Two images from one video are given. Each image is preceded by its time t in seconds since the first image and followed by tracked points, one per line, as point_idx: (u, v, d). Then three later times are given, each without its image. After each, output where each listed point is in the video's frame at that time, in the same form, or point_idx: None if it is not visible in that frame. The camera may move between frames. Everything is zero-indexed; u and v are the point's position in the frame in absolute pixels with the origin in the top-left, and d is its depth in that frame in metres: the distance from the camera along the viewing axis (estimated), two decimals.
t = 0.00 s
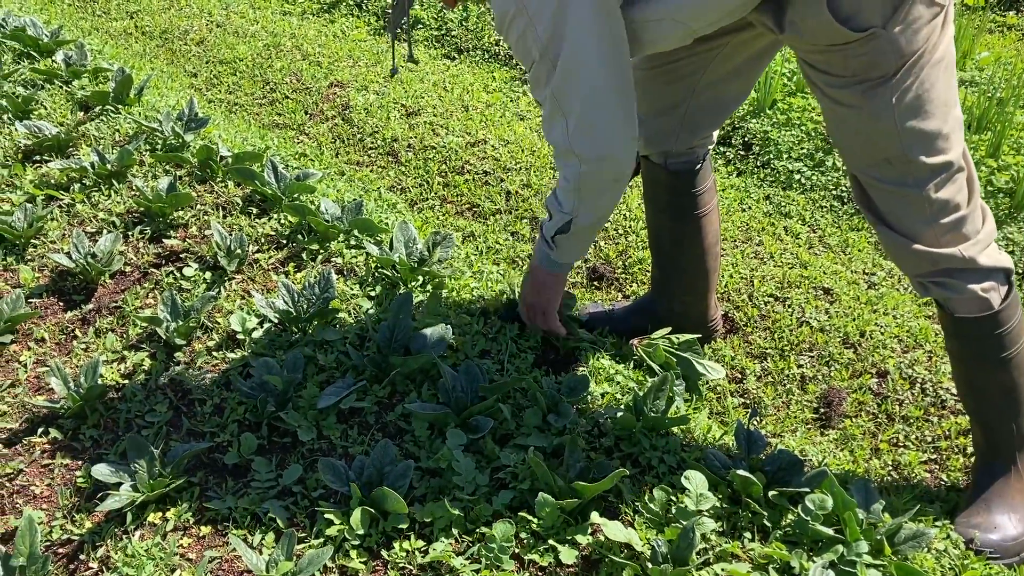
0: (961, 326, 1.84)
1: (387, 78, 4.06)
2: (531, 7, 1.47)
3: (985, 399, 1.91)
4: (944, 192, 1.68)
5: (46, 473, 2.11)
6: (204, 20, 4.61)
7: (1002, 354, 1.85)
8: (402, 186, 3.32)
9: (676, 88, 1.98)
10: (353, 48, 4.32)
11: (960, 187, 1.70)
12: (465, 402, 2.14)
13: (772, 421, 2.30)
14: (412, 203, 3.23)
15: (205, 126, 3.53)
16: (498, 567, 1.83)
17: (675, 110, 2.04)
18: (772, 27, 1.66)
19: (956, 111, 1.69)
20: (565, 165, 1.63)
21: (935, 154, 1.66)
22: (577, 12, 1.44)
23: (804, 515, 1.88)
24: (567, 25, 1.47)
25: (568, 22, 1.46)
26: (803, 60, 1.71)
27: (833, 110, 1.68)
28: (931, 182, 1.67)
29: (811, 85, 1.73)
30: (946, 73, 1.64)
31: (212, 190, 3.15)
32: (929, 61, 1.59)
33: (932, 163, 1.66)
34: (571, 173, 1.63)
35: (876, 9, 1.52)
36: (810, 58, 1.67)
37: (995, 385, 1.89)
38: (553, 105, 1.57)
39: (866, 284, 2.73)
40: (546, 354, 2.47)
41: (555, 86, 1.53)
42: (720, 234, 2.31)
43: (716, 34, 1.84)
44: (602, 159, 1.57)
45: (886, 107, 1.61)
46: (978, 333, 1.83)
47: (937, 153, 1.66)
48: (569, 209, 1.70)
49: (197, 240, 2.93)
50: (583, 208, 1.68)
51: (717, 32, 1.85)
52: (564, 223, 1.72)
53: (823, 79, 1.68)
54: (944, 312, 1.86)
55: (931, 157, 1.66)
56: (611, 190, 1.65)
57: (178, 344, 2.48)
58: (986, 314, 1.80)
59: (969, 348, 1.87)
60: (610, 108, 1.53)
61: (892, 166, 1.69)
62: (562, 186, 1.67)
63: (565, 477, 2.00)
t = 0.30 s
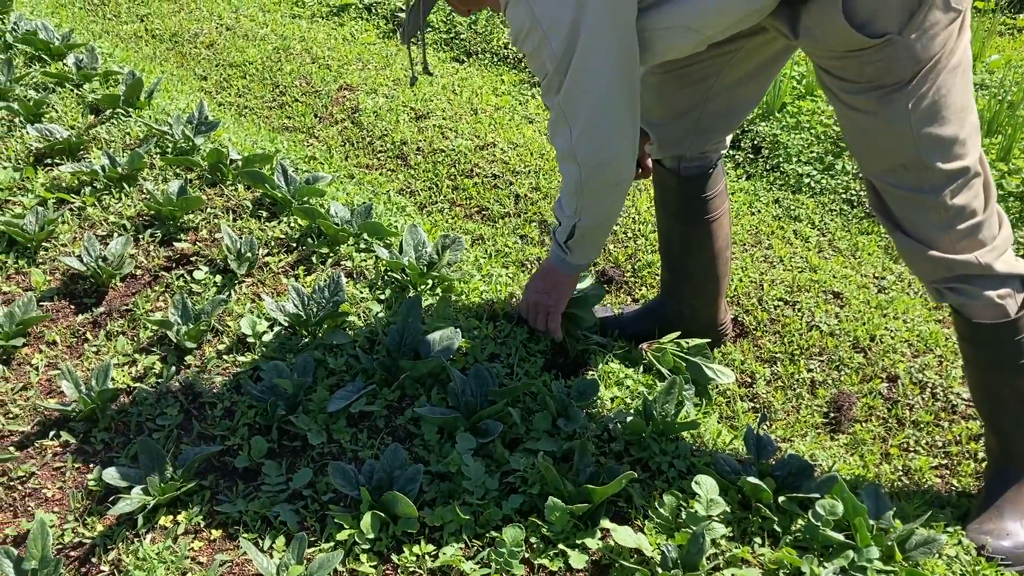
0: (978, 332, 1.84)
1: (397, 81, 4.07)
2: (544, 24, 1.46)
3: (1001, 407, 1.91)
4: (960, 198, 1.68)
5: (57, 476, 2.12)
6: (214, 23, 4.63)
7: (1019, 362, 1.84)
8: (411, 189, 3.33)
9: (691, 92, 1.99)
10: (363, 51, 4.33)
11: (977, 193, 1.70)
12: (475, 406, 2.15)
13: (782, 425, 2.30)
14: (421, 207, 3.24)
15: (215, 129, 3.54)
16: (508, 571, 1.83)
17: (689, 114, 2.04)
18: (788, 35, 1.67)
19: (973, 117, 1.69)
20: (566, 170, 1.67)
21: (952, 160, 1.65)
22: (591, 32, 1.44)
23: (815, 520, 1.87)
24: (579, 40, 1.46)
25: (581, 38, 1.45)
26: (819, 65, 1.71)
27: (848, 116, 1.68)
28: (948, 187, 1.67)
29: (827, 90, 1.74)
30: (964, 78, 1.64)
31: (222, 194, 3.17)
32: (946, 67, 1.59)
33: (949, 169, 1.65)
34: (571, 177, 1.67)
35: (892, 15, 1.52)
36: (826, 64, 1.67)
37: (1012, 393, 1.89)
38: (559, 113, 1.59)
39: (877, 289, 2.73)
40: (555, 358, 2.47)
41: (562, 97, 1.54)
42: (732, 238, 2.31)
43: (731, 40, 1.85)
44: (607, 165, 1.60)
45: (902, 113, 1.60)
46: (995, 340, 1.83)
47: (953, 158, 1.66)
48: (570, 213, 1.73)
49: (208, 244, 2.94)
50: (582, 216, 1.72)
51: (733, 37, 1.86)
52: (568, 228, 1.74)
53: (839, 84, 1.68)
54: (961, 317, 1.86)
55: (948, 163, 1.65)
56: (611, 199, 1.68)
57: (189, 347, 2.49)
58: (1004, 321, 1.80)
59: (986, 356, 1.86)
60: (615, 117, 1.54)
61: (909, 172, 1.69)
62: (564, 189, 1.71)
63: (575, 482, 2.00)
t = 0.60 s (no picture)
0: (994, 335, 1.83)
1: (404, 83, 4.07)
2: (561, 27, 1.45)
3: (1017, 411, 1.90)
4: (976, 201, 1.67)
5: (66, 479, 2.12)
6: (222, 25, 4.64)
7: None
8: (419, 191, 3.33)
9: (703, 94, 1.98)
10: (370, 53, 4.33)
11: (992, 196, 1.69)
12: (483, 410, 2.14)
13: (792, 429, 2.29)
14: (429, 209, 3.23)
15: (223, 132, 3.54)
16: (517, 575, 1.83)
17: (701, 117, 2.04)
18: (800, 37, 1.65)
19: (989, 119, 1.69)
20: (597, 175, 1.64)
21: (967, 163, 1.65)
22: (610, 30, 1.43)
23: (826, 524, 1.86)
24: (600, 40, 1.45)
25: (601, 37, 1.44)
26: (833, 66, 1.70)
27: (864, 118, 1.68)
28: (963, 190, 1.67)
29: (841, 92, 1.73)
30: (979, 80, 1.64)
31: (230, 196, 3.17)
32: (962, 69, 1.59)
33: (965, 172, 1.65)
34: (603, 182, 1.64)
35: (910, 16, 1.51)
36: (841, 65, 1.66)
37: None
38: (585, 119, 1.57)
39: (886, 292, 2.71)
40: (564, 361, 2.47)
41: (588, 100, 1.52)
42: (742, 242, 2.31)
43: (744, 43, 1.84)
44: (638, 165, 1.58)
45: (918, 115, 1.60)
46: (1010, 345, 1.82)
47: (969, 161, 1.65)
48: (602, 215, 1.71)
49: (216, 246, 2.94)
50: (616, 216, 1.70)
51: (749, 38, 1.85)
52: (602, 229, 1.72)
53: (854, 86, 1.67)
54: (976, 321, 1.85)
55: (963, 165, 1.65)
56: (643, 198, 1.67)
57: (197, 350, 2.49)
58: (1021, 325, 1.78)
59: (1001, 360, 1.85)
60: (641, 116, 1.53)
61: (925, 174, 1.68)
62: (594, 193, 1.69)
63: (584, 485, 1.99)
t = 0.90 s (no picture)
0: (1009, 342, 1.81)
1: (408, 85, 4.07)
2: (585, 10, 1.45)
3: None
4: (992, 205, 1.67)
5: (68, 483, 2.12)
6: (225, 27, 4.64)
7: None
8: (423, 194, 3.32)
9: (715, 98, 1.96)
10: (374, 55, 4.33)
11: (1009, 201, 1.69)
12: (487, 414, 2.13)
13: (797, 434, 2.27)
14: (432, 211, 3.22)
15: (226, 134, 3.54)
16: None
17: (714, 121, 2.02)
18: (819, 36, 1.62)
19: (1006, 122, 1.69)
20: (639, 167, 1.63)
21: (984, 167, 1.65)
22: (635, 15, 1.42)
23: (832, 530, 1.84)
24: (627, 25, 1.44)
25: (628, 24, 1.44)
26: (849, 66, 1.68)
27: (883, 118, 1.66)
28: (980, 194, 1.66)
29: (857, 92, 1.72)
30: (997, 83, 1.64)
31: (233, 199, 3.16)
32: (981, 71, 1.59)
33: (982, 175, 1.65)
34: (646, 173, 1.62)
35: (932, 16, 1.50)
36: (858, 66, 1.64)
37: None
38: (622, 112, 1.56)
39: (893, 295, 2.70)
40: (568, 365, 2.45)
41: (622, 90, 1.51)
42: (750, 246, 2.30)
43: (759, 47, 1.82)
44: (682, 155, 1.54)
45: (938, 117, 1.59)
46: None
47: (986, 165, 1.65)
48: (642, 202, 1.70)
49: (218, 249, 2.94)
50: (656, 203, 1.68)
51: (766, 41, 1.83)
52: (636, 214, 1.73)
53: (870, 87, 1.65)
54: (991, 327, 1.84)
55: (980, 169, 1.65)
56: (687, 187, 1.64)
57: (200, 353, 2.48)
58: None
59: (1015, 367, 1.84)
60: (680, 100, 1.49)
61: (941, 178, 1.68)
62: (636, 184, 1.67)
63: (589, 490, 1.98)
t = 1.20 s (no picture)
0: (1017, 346, 1.81)
1: (411, 89, 4.07)
2: (598, 15, 1.44)
3: None
4: (1002, 209, 1.66)
5: (70, 488, 2.12)
6: (228, 31, 4.65)
7: None
8: (425, 198, 3.32)
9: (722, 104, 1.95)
10: (377, 59, 4.33)
11: (1019, 205, 1.68)
12: (489, 419, 2.13)
13: (800, 439, 2.27)
14: (434, 216, 3.22)
15: (229, 138, 3.54)
16: None
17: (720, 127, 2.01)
18: (830, 40, 1.63)
19: (1017, 126, 1.68)
20: (654, 170, 1.63)
21: (994, 171, 1.64)
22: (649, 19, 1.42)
23: (836, 537, 1.84)
24: (641, 30, 1.44)
25: (643, 29, 1.43)
26: (860, 70, 1.68)
27: (893, 122, 1.66)
28: (989, 198, 1.65)
29: (866, 95, 1.71)
30: (1009, 87, 1.64)
31: (236, 203, 3.16)
32: (993, 75, 1.59)
33: (992, 180, 1.64)
34: (662, 176, 1.63)
35: (945, 19, 1.50)
36: (869, 69, 1.64)
37: None
38: (636, 116, 1.56)
39: (896, 300, 2.69)
40: (570, 370, 2.45)
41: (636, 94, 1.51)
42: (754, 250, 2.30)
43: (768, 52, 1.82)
44: (697, 157, 1.55)
45: (949, 121, 1.58)
46: None
47: (996, 169, 1.65)
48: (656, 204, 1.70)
49: (221, 253, 2.94)
50: (671, 204, 1.69)
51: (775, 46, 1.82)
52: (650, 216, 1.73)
53: (881, 90, 1.65)
54: (998, 332, 1.83)
55: (990, 173, 1.64)
56: (703, 188, 1.64)
57: (202, 358, 2.48)
58: None
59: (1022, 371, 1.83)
60: (695, 103, 1.49)
61: (950, 182, 1.67)
62: (650, 186, 1.67)
63: (591, 496, 1.97)
